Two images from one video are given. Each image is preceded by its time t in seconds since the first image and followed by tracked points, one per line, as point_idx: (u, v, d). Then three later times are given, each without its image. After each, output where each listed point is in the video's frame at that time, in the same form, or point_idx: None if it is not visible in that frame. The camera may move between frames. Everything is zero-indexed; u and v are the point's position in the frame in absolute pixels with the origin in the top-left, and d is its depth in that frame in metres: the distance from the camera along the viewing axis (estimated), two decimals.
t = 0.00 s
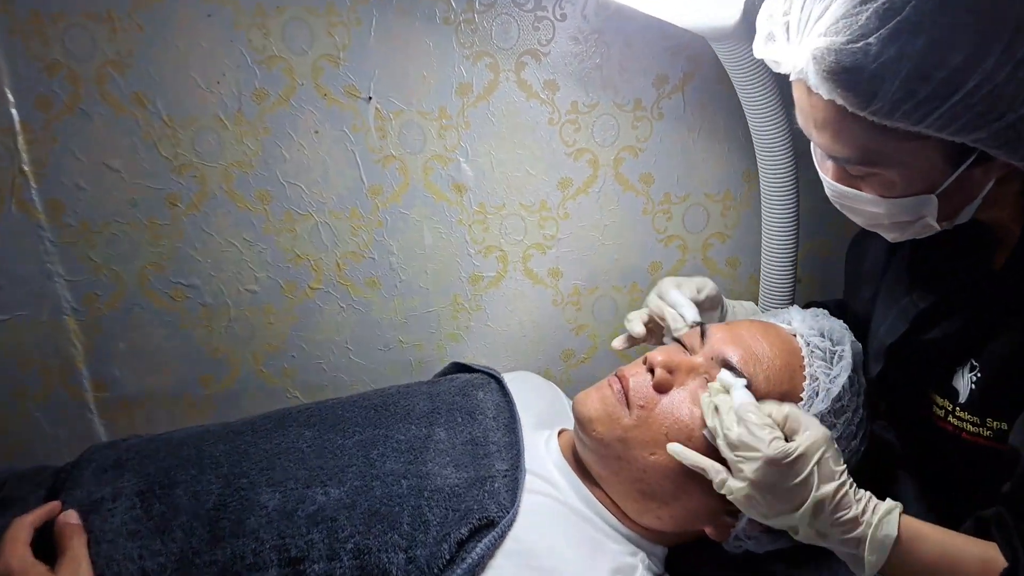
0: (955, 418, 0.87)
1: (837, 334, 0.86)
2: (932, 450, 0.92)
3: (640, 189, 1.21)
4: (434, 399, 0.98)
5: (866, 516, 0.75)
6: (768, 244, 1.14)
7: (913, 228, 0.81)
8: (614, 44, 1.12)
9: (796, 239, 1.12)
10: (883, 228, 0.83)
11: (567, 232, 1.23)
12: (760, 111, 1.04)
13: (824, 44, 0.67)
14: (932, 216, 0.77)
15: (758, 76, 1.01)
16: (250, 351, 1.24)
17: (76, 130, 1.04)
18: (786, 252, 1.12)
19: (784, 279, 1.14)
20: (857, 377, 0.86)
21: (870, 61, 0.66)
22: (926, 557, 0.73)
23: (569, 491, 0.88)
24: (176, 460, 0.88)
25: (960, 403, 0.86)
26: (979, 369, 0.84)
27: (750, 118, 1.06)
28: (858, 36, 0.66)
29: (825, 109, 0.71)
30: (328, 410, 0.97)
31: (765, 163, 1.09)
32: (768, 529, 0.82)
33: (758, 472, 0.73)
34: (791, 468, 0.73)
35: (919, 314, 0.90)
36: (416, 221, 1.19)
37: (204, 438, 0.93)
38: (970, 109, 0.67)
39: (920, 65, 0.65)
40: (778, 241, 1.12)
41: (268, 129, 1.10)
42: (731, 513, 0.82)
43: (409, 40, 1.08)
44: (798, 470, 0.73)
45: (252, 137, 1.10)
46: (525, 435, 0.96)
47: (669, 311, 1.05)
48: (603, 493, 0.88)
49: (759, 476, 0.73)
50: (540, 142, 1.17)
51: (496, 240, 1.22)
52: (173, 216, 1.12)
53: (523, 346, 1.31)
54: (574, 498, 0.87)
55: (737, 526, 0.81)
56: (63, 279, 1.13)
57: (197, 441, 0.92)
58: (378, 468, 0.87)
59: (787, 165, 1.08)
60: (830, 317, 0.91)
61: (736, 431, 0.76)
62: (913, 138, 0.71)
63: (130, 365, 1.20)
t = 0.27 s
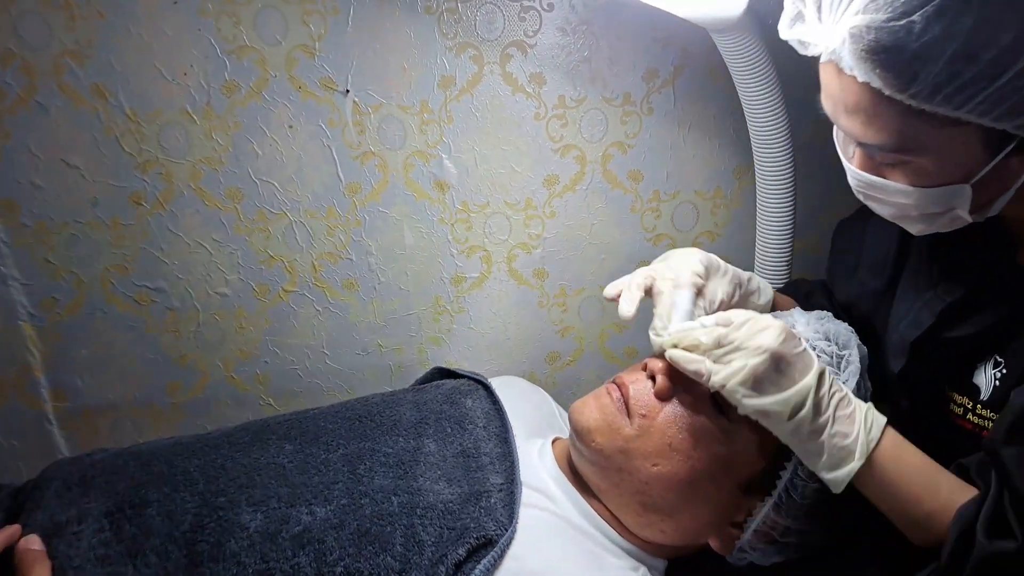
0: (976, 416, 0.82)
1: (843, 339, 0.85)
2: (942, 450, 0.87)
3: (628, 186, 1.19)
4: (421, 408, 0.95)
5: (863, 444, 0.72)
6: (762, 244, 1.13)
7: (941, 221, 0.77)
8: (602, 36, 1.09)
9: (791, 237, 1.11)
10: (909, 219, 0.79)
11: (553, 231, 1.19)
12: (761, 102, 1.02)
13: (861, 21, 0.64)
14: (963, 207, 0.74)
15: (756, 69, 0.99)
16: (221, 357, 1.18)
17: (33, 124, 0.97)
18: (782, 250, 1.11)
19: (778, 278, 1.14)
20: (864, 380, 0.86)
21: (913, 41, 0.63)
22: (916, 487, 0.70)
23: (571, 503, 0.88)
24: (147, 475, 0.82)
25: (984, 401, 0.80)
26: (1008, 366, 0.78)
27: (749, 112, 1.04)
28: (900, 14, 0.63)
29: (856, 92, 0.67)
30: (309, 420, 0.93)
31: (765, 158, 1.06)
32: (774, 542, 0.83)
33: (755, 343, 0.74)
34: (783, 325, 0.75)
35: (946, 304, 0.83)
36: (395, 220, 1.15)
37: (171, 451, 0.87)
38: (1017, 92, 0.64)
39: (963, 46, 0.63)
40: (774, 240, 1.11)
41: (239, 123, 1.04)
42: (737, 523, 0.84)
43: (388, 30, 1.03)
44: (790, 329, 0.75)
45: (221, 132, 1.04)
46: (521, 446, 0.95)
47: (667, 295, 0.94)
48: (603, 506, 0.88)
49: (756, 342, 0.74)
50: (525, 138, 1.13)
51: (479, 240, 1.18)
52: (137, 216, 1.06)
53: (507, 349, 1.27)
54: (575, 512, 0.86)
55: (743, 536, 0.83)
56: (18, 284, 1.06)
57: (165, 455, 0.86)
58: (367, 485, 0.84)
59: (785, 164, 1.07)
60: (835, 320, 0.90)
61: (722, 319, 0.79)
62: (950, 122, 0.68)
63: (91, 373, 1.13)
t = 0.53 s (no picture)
0: (983, 412, 0.79)
1: (837, 338, 0.84)
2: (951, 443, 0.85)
3: (610, 180, 1.16)
4: (402, 412, 0.93)
5: (891, 450, 0.71)
6: (746, 241, 1.13)
7: (957, 215, 0.75)
8: (585, 26, 1.06)
9: (777, 230, 1.11)
10: (921, 213, 0.77)
11: (533, 227, 1.16)
12: (754, 93, 1.03)
13: (889, 3, 0.63)
14: (980, 200, 0.72)
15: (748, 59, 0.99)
16: (186, 359, 1.12)
17: None
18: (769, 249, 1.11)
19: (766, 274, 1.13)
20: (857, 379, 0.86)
21: (943, 23, 0.62)
22: (943, 491, 0.69)
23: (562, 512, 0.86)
24: (110, 485, 0.77)
25: (991, 396, 0.78)
26: (1016, 361, 0.76)
27: (744, 105, 1.04)
28: None
29: (877, 75, 0.66)
30: (284, 425, 0.89)
31: (754, 153, 1.07)
32: (768, 545, 0.84)
33: (771, 348, 0.75)
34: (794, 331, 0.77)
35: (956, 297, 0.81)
36: (370, 215, 1.10)
37: (133, 459, 0.82)
38: None
39: (996, 32, 0.62)
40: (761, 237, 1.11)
41: (204, 114, 0.99)
42: (731, 528, 0.84)
43: (363, 16, 0.99)
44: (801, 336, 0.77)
45: (185, 123, 0.98)
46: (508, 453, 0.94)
47: (686, 314, 0.87)
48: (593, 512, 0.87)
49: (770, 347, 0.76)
50: (506, 130, 1.10)
51: (457, 235, 1.14)
52: (95, 211, 1.00)
53: (488, 349, 1.23)
54: (567, 521, 0.86)
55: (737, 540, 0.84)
56: None
57: (128, 463, 0.81)
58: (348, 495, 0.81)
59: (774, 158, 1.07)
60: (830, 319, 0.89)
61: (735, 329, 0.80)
62: (973, 109, 0.66)
63: (47, 377, 1.07)
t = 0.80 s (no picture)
0: (975, 407, 0.80)
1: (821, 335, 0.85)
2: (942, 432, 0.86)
3: (589, 175, 1.14)
4: (377, 416, 0.89)
5: (900, 465, 0.72)
6: (726, 236, 1.13)
7: (955, 206, 0.75)
8: (563, 16, 1.03)
9: (756, 226, 1.12)
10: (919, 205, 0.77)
11: (511, 222, 1.13)
12: (742, 85, 1.02)
13: None
14: (980, 190, 0.72)
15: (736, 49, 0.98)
16: (146, 362, 1.06)
17: None
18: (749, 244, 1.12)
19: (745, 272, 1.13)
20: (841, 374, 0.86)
21: (955, 7, 0.61)
22: (957, 503, 0.69)
23: (542, 515, 0.85)
24: (65, 500, 0.73)
25: (984, 391, 0.78)
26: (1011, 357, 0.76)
27: (734, 98, 1.04)
28: None
29: (882, 62, 0.65)
30: (253, 431, 0.86)
31: (738, 148, 1.07)
32: (754, 545, 0.84)
33: (791, 355, 0.75)
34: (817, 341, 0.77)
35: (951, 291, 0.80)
36: (341, 209, 1.06)
37: (90, 471, 0.78)
38: None
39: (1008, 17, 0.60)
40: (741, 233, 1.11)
41: (163, 103, 0.94)
42: (717, 528, 0.84)
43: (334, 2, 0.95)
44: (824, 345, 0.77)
45: (143, 112, 0.93)
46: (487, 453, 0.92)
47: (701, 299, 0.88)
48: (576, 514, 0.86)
49: (792, 353, 0.75)
50: (482, 122, 1.06)
51: (433, 231, 1.10)
52: (46, 206, 0.94)
53: (464, 349, 1.19)
54: (550, 526, 0.84)
55: (723, 540, 0.83)
56: None
57: (85, 476, 0.77)
58: (322, 504, 0.77)
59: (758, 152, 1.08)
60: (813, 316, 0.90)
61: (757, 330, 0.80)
62: (977, 98, 0.65)
63: None
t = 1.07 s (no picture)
0: (963, 413, 0.80)
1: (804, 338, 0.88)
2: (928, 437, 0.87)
3: (569, 171, 1.13)
4: (353, 420, 0.89)
5: (909, 484, 0.73)
6: (706, 236, 1.13)
7: (945, 210, 0.76)
8: (542, 9, 1.02)
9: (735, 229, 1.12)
10: (911, 208, 0.77)
11: (489, 219, 1.12)
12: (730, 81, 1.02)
13: None
14: (971, 194, 0.72)
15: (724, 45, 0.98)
16: (114, 362, 1.03)
17: None
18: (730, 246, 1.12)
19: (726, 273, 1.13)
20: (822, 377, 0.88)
21: (954, 8, 0.59)
22: (966, 523, 0.70)
23: (521, 520, 0.86)
24: (28, 510, 0.70)
25: (971, 398, 0.79)
26: (999, 363, 0.76)
27: (726, 93, 1.03)
28: None
29: (876, 64, 0.65)
30: (225, 436, 0.84)
31: (725, 147, 1.07)
32: (736, 549, 0.85)
33: (809, 362, 0.78)
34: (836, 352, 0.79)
35: (943, 293, 0.81)
36: (316, 206, 1.03)
37: (54, 479, 0.75)
38: None
39: (1008, 19, 0.60)
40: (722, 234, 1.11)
41: (130, 96, 0.91)
42: (698, 533, 0.85)
43: None
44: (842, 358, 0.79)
45: (109, 104, 0.90)
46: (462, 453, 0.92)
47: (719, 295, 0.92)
48: (557, 520, 0.87)
49: (810, 361, 0.78)
50: (460, 117, 1.04)
51: (409, 228, 1.08)
52: (7, 201, 0.91)
53: (442, 347, 1.17)
54: (530, 530, 0.85)
55: (704, 545, 0.85)
56: None
57: (50, 484, 0.74)
58: (297, 512, 0.76)
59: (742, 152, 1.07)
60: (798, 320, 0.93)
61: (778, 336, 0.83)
62: (974, 102, 0.65)
63: None
